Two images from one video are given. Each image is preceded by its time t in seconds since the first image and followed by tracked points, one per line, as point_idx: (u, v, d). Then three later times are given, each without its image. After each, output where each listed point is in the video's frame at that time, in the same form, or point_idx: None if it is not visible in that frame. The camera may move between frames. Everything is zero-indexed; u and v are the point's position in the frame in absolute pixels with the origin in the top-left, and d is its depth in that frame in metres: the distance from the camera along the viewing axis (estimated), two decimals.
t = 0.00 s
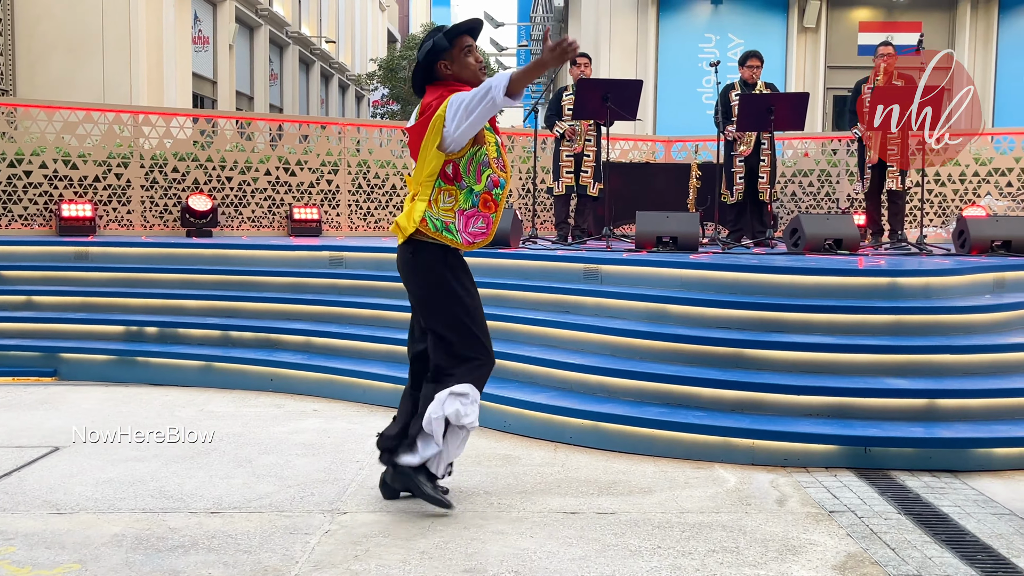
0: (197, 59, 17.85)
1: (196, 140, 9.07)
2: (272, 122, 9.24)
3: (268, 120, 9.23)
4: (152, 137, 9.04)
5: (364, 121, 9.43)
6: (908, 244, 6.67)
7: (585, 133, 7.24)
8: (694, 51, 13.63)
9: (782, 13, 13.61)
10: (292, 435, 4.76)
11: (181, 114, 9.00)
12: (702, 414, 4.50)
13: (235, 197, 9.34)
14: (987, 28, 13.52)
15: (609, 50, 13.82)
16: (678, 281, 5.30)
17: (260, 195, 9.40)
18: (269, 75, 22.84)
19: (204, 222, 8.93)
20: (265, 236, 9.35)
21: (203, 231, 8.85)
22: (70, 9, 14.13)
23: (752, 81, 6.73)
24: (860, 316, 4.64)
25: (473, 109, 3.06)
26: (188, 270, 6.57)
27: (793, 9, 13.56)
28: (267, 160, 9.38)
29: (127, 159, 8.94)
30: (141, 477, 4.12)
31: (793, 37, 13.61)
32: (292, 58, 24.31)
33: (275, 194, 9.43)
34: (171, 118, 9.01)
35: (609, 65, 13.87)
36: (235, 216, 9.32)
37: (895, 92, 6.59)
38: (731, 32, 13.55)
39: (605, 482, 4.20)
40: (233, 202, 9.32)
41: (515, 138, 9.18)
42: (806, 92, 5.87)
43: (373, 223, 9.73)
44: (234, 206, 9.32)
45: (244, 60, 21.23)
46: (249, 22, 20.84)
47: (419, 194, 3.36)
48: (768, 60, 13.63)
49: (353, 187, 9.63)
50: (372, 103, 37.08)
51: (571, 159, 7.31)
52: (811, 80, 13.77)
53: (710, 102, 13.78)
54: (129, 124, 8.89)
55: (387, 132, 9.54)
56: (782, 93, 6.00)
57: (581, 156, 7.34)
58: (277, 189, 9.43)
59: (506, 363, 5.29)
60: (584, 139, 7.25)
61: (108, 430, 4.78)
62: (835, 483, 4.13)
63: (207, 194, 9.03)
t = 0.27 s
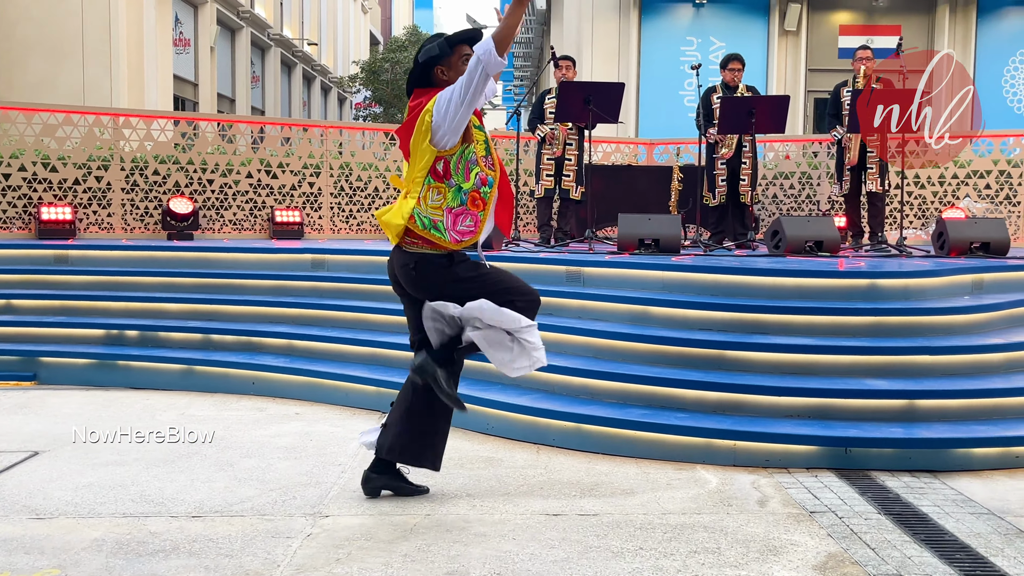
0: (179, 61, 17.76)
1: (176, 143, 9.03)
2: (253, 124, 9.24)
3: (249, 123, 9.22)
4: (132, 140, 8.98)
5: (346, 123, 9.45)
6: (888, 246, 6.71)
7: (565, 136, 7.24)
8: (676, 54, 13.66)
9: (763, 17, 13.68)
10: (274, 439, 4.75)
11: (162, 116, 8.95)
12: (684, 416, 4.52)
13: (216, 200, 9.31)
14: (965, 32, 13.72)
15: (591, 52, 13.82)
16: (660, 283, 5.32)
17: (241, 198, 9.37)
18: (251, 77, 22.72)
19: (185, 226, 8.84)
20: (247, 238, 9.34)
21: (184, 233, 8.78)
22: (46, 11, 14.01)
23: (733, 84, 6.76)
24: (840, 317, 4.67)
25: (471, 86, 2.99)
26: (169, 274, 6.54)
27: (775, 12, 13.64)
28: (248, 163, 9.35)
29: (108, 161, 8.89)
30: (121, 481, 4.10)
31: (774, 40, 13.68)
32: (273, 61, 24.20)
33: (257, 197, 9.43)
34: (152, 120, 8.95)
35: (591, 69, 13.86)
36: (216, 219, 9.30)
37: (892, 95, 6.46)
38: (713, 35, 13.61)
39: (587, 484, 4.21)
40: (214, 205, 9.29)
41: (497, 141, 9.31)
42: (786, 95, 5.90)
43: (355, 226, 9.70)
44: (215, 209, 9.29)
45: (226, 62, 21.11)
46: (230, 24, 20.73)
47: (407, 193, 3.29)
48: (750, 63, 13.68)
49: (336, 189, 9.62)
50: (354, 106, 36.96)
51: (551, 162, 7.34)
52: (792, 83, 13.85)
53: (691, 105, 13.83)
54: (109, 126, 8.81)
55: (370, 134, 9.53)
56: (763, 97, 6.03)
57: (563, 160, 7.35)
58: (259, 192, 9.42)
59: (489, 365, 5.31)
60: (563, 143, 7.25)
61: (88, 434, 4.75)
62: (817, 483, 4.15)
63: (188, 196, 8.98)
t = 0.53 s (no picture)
0: (165, 64, 17.71)
1: (163, 146, 9.00)
2: (240, 127, 9.26)
3: (236, 126, 9.24)
4: (119, 143, 8.95)
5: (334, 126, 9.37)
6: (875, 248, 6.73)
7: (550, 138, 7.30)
8: (663, 57, 13.70)
9: (750, 19, 13.74)
10: (262, 442, 4.74)
11: (149, 119, 8.94)
12: (672, 418, 4.53)
13: (203, 203, 9.27)
14: (951, 36, 13.86)
15: (579, 55, 13.83)
16: (649, 286, 5.33)
17: (229, 201, 9.31)
18: (237, 80, 22.63)
19: (172, 229, 8.78)
20: (234, 242, 9.31)
21: (170, 237, 8.69)
22: (30, 13, 13.95)
23: (720, 87, 6.78)
24: (828, 319, 4.68)
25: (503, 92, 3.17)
26: (157, 277, 6.52)
27: (761, 15, 13.71)
28: (235, 166, 9.32)
29: (94, 165, 8.86)
30: (109, 486, 4.08)
31: (761, 43, 13.75)
32: (260, 63, 24.11)
33: (245, 200, 9.36)
34: (138, 123, 8.93)
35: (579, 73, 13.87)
36: (203, 223, 9.25)
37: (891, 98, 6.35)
38: (700, 38, 13.67)
39: (576, 487, 4.21)
40: (201, 208, 9.24)
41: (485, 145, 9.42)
42: (772, 97, 5.92)
43: (343, 229, 9.65)
44: (202, 212, 9.24)
45: (213, 65, 21.05)
46: (216, 27, 20.65)
47: (434, 197, 3.42)
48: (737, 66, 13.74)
49: (323, 193, 9.54)
50: (342, 108, 36.92)
51: (536, 165, 7.38)
52: (778, 86, 13.93)
53: (679, 108, 13.87)
54: (95, 129, 8.82)
55: (357, 137, 9.52)
56: (750, 99, 6.05)
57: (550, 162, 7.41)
58: (246, 195, 9.36)
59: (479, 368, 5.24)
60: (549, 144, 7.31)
61: (75, 439, 4.73)
62: (804, 485, 4.17)
63: (174, 200, 8.94)
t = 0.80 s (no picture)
0: (156, 68, 17.69)
1: (154, 150, 8.98)
2: (230, 131, 9.16)
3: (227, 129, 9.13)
4: (109, 147, 8.94)
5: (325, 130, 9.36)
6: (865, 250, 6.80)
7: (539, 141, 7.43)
8: (654, 60, 13.75)
9: (740, 22, 13.84)
10: (254, 446, 4.74)
11: (140, 123, 8.93)
12: (663, 420, 4.54)
13: (194, 207, 9.26)
14: (940, 39, 14.04)
15: (570, 59, 13.86)
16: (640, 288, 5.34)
17: (219, 205, 9.32)
18: (228, 84, 22.61)
19: (163, 233, 8.76)
20: (225, 246, 9.28)
21: (161, 241, 8.71)
22: (19, 18, 13.94)
23: (710, 90, 6.81)
24: (818, 321, 4.70)
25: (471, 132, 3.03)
26: (147, 281, 6.51)
27: (751, 18, 13.78)
28: (226, 170, 9.31)
29: (84, 169, 8.83)
30: (99, 490, 4.07)
31: (751, 46, 13.83)
32: (251, 67, 24.13)
33: (235, 203, 9.37)
34: (129, 127, 8.92)
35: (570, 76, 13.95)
36: (194, 226, 9.25)
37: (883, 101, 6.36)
38: (691, 41, 13.74)
39: (567, 489, 4.22)
40: (192, 212, 9.23)
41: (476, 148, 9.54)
42: (762, 100, 5.96)
43: (334, 232, 9.67)
44: (193, 216, 9.23)
45: (203, 68, 21.02)
46: (208, 31, 20.67)
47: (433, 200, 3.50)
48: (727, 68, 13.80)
49: (314, 195, 9.59)
50: (332, 112, 36.99)
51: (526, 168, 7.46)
52: (768, 89, 13.96)
53: (670, 111, 13.92)
54: (86, 133, 8.79)
55: (349, 140, 9.54)
56: (740, 102, 6.08)
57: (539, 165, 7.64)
58: (237, 199, 9.37)
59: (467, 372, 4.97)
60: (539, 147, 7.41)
61: (66, 443, 4.72)
62: (795, 486, 4.18)
63: (165, 203, 8.88)
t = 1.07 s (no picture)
0: (149, 71, 17.67)
1: (147, 153, 8.97)
2: (224, 134, 9.19)
3: (220, 133, 9.17)
4: (102, 151, 8.93)
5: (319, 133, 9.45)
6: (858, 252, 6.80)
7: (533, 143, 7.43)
8: (646, 63, 13.77)
9: (733, 26, 13.84)
10: (247, 449, 4.74)
11: (132, 127, 8.92)
12: (657, 422, 4.55)
13: (188, 210, 9.26)
14: (932, 41, 14.02)
15: (563, 61, 13.85)
16: (633, 291, 5.35)
17: (213, 208, 9.32)
18: (221, 87, 22.60)
19: (155, 237, 8.77)
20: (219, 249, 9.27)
21: (155, 245, 8.71)
22: (10, 23, 13.92)
23: (704, 93, 6.81)
24: (811, 323, 4.71)
25: (431, 163, 3.35)
26: (140, 285, 6.50)
27: (744, 21, 13.80)
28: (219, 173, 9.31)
29: (78, 172, 8.83)
30: (92, 494, 4.06)
31: (744, 48, 13.83)
32: (244, 70, 24.13)
33: (229, 207, 9.36)
34: (122, 131, 8.91)
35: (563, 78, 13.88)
36: (187, 230, 9.25)
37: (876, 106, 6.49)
38: (683, 44, 13.77)
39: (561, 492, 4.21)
40: (185, 215, 9.24)
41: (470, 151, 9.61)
42: (755, 103, 5.97)
43: (329, 236, 9.62)
44: (187, 219, 9.24)
45: (197, 72, 21.00)
46: (201, 34, 20.68)
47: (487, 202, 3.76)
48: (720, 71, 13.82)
49: (307, 200, 9.55)
50: (326, 116, 37.02)
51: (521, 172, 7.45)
52: (762, 91, 13.96)
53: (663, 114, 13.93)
54: (78, 137, 8.80)
55: (342, 143, 9.56)
56: (732, 105, 6.09)
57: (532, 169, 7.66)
58: (230, 202, 9.36)
59: (461, 373, 4.97)
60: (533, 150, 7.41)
61: (59, 448, 4.72)
62: (789, 488, 4.19)
63: (159, 207, 8.90)
